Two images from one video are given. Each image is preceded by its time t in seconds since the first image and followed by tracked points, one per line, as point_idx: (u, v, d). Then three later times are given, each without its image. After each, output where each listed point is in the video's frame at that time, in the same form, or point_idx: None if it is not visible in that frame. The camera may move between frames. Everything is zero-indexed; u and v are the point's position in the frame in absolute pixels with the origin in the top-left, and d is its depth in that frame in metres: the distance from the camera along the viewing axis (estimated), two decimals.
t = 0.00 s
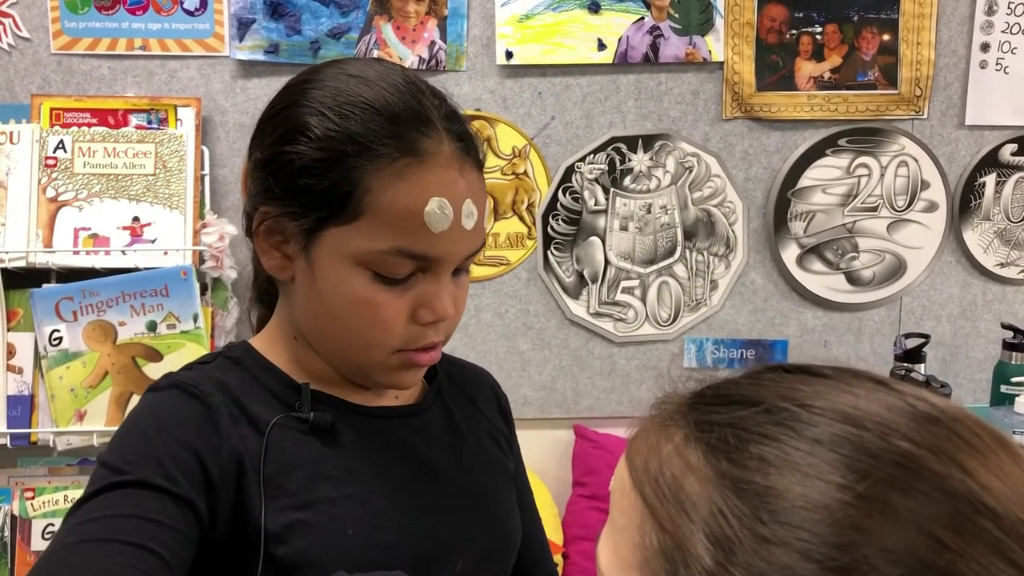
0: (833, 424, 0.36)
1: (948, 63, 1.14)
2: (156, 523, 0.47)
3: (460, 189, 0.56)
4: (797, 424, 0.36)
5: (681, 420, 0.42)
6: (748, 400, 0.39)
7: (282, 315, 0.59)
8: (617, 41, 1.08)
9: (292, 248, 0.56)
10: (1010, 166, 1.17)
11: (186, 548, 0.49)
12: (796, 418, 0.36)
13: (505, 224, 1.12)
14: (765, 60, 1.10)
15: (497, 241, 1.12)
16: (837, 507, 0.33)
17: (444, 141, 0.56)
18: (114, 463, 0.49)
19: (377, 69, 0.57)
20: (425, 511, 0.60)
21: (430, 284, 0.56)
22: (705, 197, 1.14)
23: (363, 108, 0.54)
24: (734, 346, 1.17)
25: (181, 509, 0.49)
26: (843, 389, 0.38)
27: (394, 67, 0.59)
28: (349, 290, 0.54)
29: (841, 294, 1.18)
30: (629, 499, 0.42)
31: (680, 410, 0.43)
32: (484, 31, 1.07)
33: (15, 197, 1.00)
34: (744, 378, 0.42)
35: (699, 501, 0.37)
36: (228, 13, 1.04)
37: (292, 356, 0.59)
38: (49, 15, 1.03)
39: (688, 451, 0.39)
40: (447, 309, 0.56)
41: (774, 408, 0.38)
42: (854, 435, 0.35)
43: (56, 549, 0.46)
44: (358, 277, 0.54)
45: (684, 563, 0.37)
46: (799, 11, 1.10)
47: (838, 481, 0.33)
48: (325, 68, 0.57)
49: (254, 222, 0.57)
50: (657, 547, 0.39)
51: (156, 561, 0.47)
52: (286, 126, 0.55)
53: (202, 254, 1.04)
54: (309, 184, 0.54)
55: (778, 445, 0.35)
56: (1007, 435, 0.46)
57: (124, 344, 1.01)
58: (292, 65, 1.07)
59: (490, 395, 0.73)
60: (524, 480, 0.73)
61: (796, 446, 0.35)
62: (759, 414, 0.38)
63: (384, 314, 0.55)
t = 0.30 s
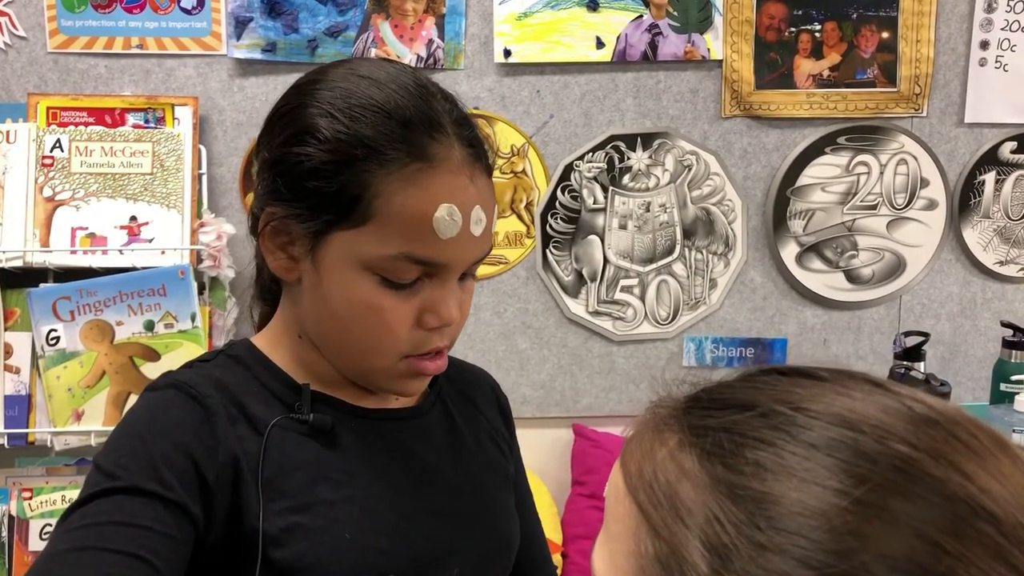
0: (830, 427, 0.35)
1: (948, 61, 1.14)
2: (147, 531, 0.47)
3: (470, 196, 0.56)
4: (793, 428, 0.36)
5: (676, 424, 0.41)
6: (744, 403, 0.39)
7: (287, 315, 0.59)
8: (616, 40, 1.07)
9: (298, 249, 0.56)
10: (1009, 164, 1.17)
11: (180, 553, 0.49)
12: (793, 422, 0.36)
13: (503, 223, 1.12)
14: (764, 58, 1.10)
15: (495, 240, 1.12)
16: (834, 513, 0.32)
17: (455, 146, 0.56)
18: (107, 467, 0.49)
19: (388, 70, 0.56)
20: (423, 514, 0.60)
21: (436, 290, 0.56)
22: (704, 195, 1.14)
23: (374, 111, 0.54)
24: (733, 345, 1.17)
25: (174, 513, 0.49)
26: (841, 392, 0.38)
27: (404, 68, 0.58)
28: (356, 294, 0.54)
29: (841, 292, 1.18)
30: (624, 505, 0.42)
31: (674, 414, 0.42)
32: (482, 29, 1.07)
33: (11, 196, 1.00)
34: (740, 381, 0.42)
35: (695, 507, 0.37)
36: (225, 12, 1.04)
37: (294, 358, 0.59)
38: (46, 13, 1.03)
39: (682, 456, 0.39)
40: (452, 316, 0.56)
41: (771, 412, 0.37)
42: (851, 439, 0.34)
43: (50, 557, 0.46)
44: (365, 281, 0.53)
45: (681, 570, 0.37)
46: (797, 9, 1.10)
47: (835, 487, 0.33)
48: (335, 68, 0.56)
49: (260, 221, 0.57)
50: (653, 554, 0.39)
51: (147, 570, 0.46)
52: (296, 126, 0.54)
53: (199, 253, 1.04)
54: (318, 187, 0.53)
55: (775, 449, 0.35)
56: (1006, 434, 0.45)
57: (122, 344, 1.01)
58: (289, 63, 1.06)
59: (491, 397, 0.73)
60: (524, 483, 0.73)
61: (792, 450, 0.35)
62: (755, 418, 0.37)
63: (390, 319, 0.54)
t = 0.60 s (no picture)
0: (835, 428, 0.35)
1: (947, 57, 1.14)
2: (143, 524, 0.47)
3: (474, 196, 0.56)
4: (798, 428, 0.35)
5: (677, 426, 0.41)
6: (745, 405, 0.39)
7: (288, 310, 0.59)
8: (614, 37, 1.07)
9: (301, 245, 0.55)
10: (1008, 161, 1.17)
11: (176, 547, 0.49)
12: (796, 422, 0.36)
13: (502, 221, 1.12)
14: (763, 55, 1.10)
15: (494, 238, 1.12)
16: (842, 516, 0.32)
17: (461, 146, 0.56)
18: (106, 459, 0.49)
19: (397, 70, 0.56)
20: (422, 513, 0.60)
21: (437, 289, 0.56)
22: (703, 192, 1.13)
23: (382, 109, 0.53)
24: (732, 342, 1.17)
25: (172, 507, 0.49)
26: (844, 391, 0.38)
27: (413, 68, 0.58)
28: (358, 292, 0.53)
29: (840, 290, 1.18)
30: (626, 509, 0.41)
31: (676, 415, 0.42)
32: (480, 26, 1.06)
33: (9, 194, 1.00)
34: (740, 381, 0.42)
35: (699, 510, 0.37)
36: (223, 9, 1.04)
37: (294, 353, 0.58)
38: (43, 11, 1.02)
39: (685, 458, 0.39)
40: (452, 315, 0.56)
41: (774, 412, 0.37)
42: (858, 439, 0.34)
43: (44, 549, 0.45)
44: (367, 278, 0.53)
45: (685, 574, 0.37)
46: (796, 6, 1.10)
47: (843, 488, 0.33)
48: (344, 66, 0.56)
49: (263, 215, 0.57)
50: (656, 558, 0.38)
51: (141, 563, 0.46)
52: (303, 122, 0.54)
53: (198, 251, 1.04)
54: (323, 183, 0.53)
55: (779, 450, 0.35)
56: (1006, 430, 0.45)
57: (121, 342, 1.01)
58: (287, 61, 1.06)
59: (490, 396, 0.73)
60: (522, 482, 0.73)
61: (797, 451, 0.35)
62: (758, 419, 0.37)
63: (390, 317, 0.54)
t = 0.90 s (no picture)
0: (838, 432, 0.35)
1: (945, 56, 1.13)
2: (145, 523, 0.46)
3: (472, 196, 0.56)
4: (801, 433, 0.35)
5: (678, 429, 0.41)
6: (746, 408, 0.39)
7: (284, 310, 0.58)
8: (613, 36, 1.07)
9: (298, 245, 0.55)
10: (1007, 160, 1.17)
11: (176, 547, 0.48)
12: (799, 426, 0.36)
13: (500, 220, 1.12)
14: (761, 54, 1.10)
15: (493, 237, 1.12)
16: (846, 521, 0.32)
17: (458, 146, 0.56)
18: (106, 459, 0.48)
19: (393, 70, 0.56)
20: (421, 514, 0.60)
21: (435, 289, 0.56)
22: (702, 191, 1.13)
23: (379, 110, 0.53)
24: (732, 341, 1.17)
25: (173, 507, 0.48)
26: (846, 394, 0.38)
27: (409, 68, 0.57)
28: (356, 292, 0.53)
29: (839, 290, 1.17)
30: (627, 513, 0.41)
31: (677, 419, 0.42)
32: (478, 26, 1.06)
33: (7, 195, 0.99)
34: (740, 384, 0.42)
35: (701, 515, 0.36)
36: (221, 9, 1.04)
37: (291, 353, 0.58)
38: (41, 10, 1.02)
39: (686, 462, 0.39)
40: (449, 314, 0.56)
41: (776, 415, 0.37)
42: (861, 443, 0.34)
43: (44, 552, 0.45)
44: (365, 278, 0.53)
45: None
46: (794, 4, 1.10)
47: (846, 493, 0.33)
48: (340, 66, 0.56)
49: (261, 216, 0.57)
50: (658, 563, 0.38)
51: (144, 563, 0.46)
52: (300, 122, 0.53)
53: (196, 251, 1.04)
54: (321, 183, 0.53)
55: (782, 454, 0.34)
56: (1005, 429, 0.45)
57: (119, 342, 1.01)
58: (285, 60, 1.06)
59: (486, 395, 0.73)
60: (519, 481, 0.73)
61: (799, 455, 0.34)
62: (761, 423, 0.37)
63: (388, 317, 0.54)
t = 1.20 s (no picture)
0: (835, 433, 0.35)
1: (944, 57, 1.13)
2: (158, 521, 0.47)
3: (475, 199, 0.56)
4: (798, 434, 0.35)
5: (675, 431, 0.41)
6: (743, 410, 0.39)
7: (285, 310, 0.58)
8: (611, 36, 1.07)
9: (300, 246, 0.55)
10: (1006, 160, 1.17)
11: (186, 544, 0.49)
12: (795, 427, 0.35)
13: (499, 221, 1.11)
14: (760, 54, 1.10)
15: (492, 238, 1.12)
16: (842, 523, 0.32)
17: (462, 150, 0.56)
18: (115, 457, 0.48)
19: (398, 73, 0.56)
20: (420, 515, 0.60)
21: (437, 291, 0.56)
22: (701, 192, 1.13)
23: (384, 112, 0.53)
24: (731, 342, 1.17)
25: (182, 504, 0.49)
26: (843, 396, 0.37)
27: (414, 71, 0.58)
28: (358, 293, 0.53)
29: (838, 290, 1.17)
30: (625, 515, 0.41)
31: (674, 421, 0.42)
32: (477, 26, 1.06)
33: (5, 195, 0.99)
34: (738, 386, 0.41)
35: (698, 517, 0.36)
36: (219, 9, 1.04)
37: (292, 353, 0.58)
38: (38, 11, 1.02)
39: (683, 465, 0.38)
40: (451, 317, 0.56)
41: (773, 417, 0.37)
42: (858, 445, 0.34)
43: (56, 551, 0.45)
44: (366, 280, 0.53)
45: None
46: (793, 5, 1.09)
47: (843, 495, 0.33)
48: (345, 68, 0.56)
49: (263, 216, 0.57)
50: (655, 565, 0.38)
51: (159, 560, 0.46)
52: (304, 123, 0.53)
53: (194, 252, 1.03)
54: (324, 184, 0.53)
55: (779, 456, 0.34)
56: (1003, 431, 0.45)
57: (117, 343, 1.00)
58: (284, 61, 1.06)
59: (486, 397, 0.72)
60: (519, 483, 0.73)
61: (796, 456, 0.34)
62: (758, 425, 0.37)
63: (390, 319, 0.54)
